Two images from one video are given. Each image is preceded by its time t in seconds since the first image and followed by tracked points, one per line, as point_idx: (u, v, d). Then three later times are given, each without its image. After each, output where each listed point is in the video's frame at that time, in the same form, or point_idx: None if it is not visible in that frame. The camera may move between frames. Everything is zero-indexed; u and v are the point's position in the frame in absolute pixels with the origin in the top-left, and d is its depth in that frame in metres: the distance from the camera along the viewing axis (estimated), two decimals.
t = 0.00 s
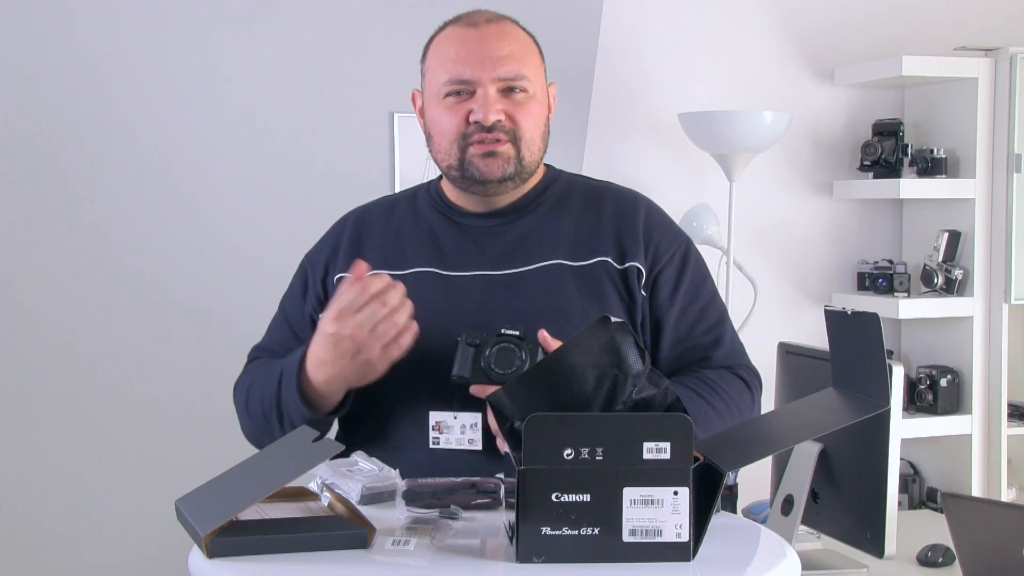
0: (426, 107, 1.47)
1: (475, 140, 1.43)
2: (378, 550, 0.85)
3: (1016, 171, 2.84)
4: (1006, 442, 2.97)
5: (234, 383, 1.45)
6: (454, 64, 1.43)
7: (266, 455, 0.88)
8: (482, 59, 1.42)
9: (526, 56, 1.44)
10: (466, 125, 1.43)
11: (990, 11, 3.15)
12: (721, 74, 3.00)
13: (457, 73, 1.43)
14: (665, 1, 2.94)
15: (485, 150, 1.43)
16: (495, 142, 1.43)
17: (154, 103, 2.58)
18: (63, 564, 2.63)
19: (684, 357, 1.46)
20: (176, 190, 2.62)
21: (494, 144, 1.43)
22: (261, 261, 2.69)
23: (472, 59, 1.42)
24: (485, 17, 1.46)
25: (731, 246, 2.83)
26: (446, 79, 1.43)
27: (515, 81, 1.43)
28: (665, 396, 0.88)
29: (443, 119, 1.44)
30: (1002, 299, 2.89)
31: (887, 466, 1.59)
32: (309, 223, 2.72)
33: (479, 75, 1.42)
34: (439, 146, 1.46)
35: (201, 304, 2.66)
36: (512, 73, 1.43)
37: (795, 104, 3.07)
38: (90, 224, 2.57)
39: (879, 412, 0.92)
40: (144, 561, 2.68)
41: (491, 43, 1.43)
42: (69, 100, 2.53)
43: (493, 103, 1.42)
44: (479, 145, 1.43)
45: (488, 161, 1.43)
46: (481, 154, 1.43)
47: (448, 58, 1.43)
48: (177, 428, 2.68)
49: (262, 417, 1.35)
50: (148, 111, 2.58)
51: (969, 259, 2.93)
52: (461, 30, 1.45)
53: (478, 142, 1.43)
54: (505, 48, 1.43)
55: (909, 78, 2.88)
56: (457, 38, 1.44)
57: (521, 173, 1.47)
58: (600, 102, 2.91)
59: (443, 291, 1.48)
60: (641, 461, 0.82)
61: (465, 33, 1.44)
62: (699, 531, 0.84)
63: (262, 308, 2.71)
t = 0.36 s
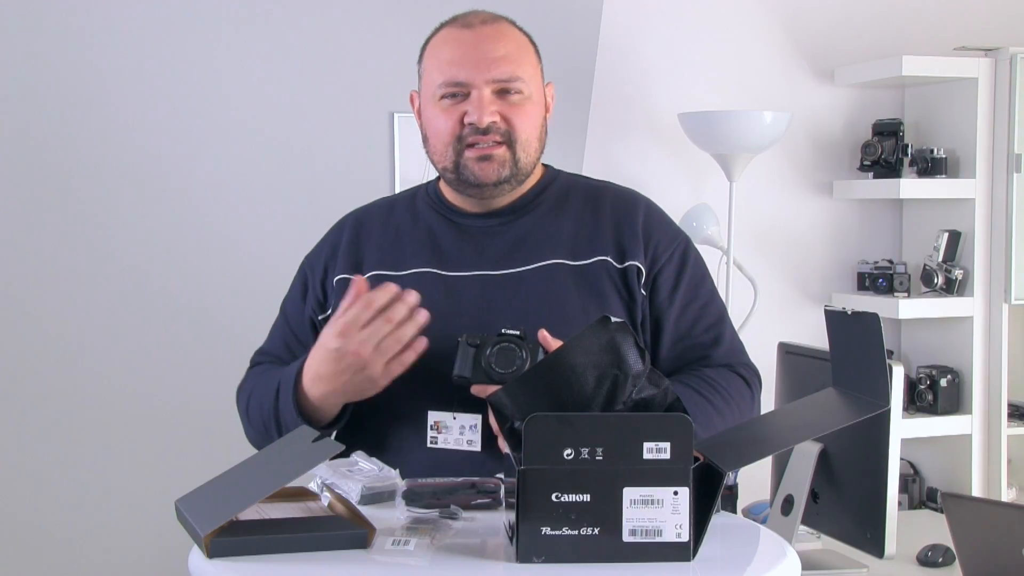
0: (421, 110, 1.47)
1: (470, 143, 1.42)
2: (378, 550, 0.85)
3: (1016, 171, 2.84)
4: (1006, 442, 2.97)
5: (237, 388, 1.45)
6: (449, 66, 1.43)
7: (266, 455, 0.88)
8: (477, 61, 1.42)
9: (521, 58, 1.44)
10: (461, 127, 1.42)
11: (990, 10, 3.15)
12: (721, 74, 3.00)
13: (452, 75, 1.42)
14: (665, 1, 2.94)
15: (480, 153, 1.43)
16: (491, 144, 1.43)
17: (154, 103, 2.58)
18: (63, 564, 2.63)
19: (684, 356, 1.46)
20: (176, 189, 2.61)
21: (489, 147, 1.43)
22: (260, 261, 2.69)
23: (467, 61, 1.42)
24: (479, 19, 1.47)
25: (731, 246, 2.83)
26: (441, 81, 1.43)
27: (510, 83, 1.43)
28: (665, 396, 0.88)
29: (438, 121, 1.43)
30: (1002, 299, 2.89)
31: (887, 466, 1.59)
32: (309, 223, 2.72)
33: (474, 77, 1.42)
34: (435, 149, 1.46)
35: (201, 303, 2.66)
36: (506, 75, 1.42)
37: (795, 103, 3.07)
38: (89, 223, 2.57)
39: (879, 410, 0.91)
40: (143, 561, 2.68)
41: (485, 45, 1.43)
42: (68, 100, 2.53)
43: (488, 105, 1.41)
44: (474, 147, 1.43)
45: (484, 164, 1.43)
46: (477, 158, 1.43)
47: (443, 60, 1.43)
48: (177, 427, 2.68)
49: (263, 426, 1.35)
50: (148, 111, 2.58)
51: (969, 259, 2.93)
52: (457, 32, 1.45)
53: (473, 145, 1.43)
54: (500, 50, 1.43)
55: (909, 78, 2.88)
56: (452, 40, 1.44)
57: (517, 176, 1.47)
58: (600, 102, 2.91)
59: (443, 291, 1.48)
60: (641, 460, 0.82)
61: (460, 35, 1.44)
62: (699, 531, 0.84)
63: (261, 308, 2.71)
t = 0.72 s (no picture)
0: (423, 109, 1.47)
1: (471, 141, 1.42)
2: (378, 550, 0.85)
3: (1016, 170, 2.84)
4: (1006, 442, 2.97)
5: (240, 399, 1.47)
6: (449, 65, 1.43)
7: (267, 456, 0.87)
8: (477, 60, 1.42)
9: (522, 57, 1.44)
10: (461, 125, 1.42)
11: (990, 10, 3.15)
12: (722, 74, 3.00)
13: (453, 73, 1.43)
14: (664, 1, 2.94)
15: (481, 151, 1.43)
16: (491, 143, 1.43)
17: (154, 103, 2.58)
18: (63, 564, 2.63)
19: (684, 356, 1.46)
20: (176, 189, 2.62)
21: (490, 146, 1.43)
22: (260, 261, 2.69)
23: (467, 60, 1.42)
24: (480, 17, 1.47)
25: (731, 246, 2.83)
26: (442, 80, 1.43)
27: (511, 82, 1.43)
28: (665, 396, 0.88)
29: (438, 120, 1.43)
30: (1002, 299, 2.89)
31: (887, 466, 1.59)
32: (308, 222, 2.72)
33: (474, 75, 1.42)
34: (435, 148, 1.46)
35: (201, 303, 2.66)
36: (507, 73, 1.42)
37: (795, 103, 3.07)
38: (89, 224, 2.57)
39: (878, 410, 0.91)
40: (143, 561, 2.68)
41: (486, 43, 1.43)
42: (69, 100, 2.53)
43: (488, 104, 1.41)
44: (475, 146, 1.43)
45: (484, 162, 1.43)
46: (477, 156, 1.43)
47: (443, 58, 1.43)
48: (177, 428, 2.68)
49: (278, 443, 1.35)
50: (148, 111, 2.58)
51: (969, 259, 2.93)
52: (457, 31, 1.45)
53: (473, 143, 1.43)
54: (501, 48, 1.43)
55: (909, 78, 2.88)
56: (453, 38, 1.44)
57: (517, 174, 1.47)
58: (600, 102, 2.91)
59: (442, 292, 1.48)
60: (641, 460, 0.82)
61: (460, 34, 1.44)
62: (699, 531, 0.84)
63: (261, 308, 2.71)
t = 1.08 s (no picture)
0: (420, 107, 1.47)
1: (470, 139, 1.42)
2: (378, 550, 0.85)
3: (1016, 171, 2.84)
4: (1006, 442, 2.97)
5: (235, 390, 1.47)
6: (448, 63, 1.43)
7: (267, 455, 0.87)
8: (475, 58, 1.42)
9: (520, 55, 1.45)
10: (460, 123, 1.42)
11: (990, 10, 3.15)
12: (722, 74, 3.00)
13: (451, 71, 1.43)
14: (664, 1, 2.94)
15: (479, 148, 1.43)
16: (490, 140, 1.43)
17: (154, 103, 2.58)
18: (62, 564, 2.63)
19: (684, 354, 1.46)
20: (176, 189, 2.62)
21: (488, 142, 1.43)
22: (260, 261, 2.69)
23: (465, 58, 1.43)
24: (478, 16, 1.47)
25: (731, 246, 2.83)
26: (440, 78, 1.43)
27: (509, 79, 1.43)
28: (666, 396, 0.88)
29: (437, 118, 1.44)
30: (1002, 299, 2.89)
31: (887, 466, 1.59)
32: (308, 222, 2.72)
33: (472, 73, 1.42)
34: (434, 146, 1.46)
35: (201, 303, 2.66)
36: (505, 71, 1.43)
37: (795, 103, 3.07)
38: (89, 223, 2.57)
39: (878, 411, 0.91)
40: (143, 561, 2.68)
41: (484, 41, 1.44)
42: (69, 100, 2.53)
43: (486, 100, 1.42)
44: (474, 143, 1.43)
45: (483, 159, 1.43)
46: (476, 153, 1.43)
47: (441, 57, 1.44)
48: (177, 427, 2.68)
49: (273, 424, 1.35)
50: (148, 111, 2.58)
51: (969, 259, 2.93)
52: (455, 30, 1.45)
53: (472, 141, 1.43)
54: (498, 46, 1.43)
55: (909, 78, 2.88)
56: (451, 37, 1.45)
57: (516, 172, 1.47)
58: (601, 102, 2.91)
59: (442, 291, 1.48)
60: (641, 460, 0.82)
61: (458, 32, 1.45)
62: (699, 531, 0.84)
63: (262, 308, 2.71)
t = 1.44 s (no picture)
0: (432, 103, 1.47)
1: (480, 141, 1.42)
2: (378, 550, 0.85)
3: (1016, 171, 2.84)
4: (1006, 442, 2.97)
5: (239, 399, 1.46)
6: (465, 64, 1.42)
7: (267, 456, 0.87)
8: (494, 62, 1.40)
9: (538, 62, 1.43)
10: (473, 125, 1.42)
11: (991, 10, 3.15)
12: (722, 74, 3.00)
13: (468, 72, 1.42)
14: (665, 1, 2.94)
15: (489, 152, 1.43)
16: (500, 145, 1.43)
17: (154, 102, 2.58)
18: (62, 563, 2.63)
19: (679, 353, 1.45)
20: (176, 189, 2.62)
21: (498, 148, 1.43)
22: (260, 261, 2.69)
23: (483, 60, 1.41)
24: (500, 17, 1.44)
25: (731, 246, 2.83)
26: (456, 78, 1.42)
27: (526, 86, 1.42)
28: (665, 397, 0.88)
29: (449, 118, 1.43)
30: (1002, 299, 2.89)
31: (887, 466, 1.59)
32: (308, 222, 2.72)
33: (490, 77, 1.41)
34: (443, 144, 1.46)
35: (201, 303, 2.66)
36: (523, 78, 1.41)
37: (795, 103, 3.07)
38: (89, 223, 2.57)
39: (878, 411, 0.91)
40: (143, 561, 2.68)
41: (503, 45, 1.41)
42: (69, 100, 2.53)
43: (502, 107, 1.40)
44: (484, 146, 1.43)
45: (491, 163, 1.43)
46: (485, 157, 1.43)
47: (459, 57, 1.42)
48: (176, 427, 2.68)
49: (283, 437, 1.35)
50: (148, 111, 2.58)
51: (969, 259, 2.93)
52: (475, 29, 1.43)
53: (482, 144, 1.43)
54: (519, 52, 1.41)
55: (909, 78, 2.88)
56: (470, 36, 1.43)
57: (521, 177, 1.47)
58: (600, 102, 2.91)
59: (440, 289, 1.49)
60: (641, 460, 0.82)
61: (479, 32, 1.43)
62: (699, 531, 0.84)
63: (262, 308, 2.71)
